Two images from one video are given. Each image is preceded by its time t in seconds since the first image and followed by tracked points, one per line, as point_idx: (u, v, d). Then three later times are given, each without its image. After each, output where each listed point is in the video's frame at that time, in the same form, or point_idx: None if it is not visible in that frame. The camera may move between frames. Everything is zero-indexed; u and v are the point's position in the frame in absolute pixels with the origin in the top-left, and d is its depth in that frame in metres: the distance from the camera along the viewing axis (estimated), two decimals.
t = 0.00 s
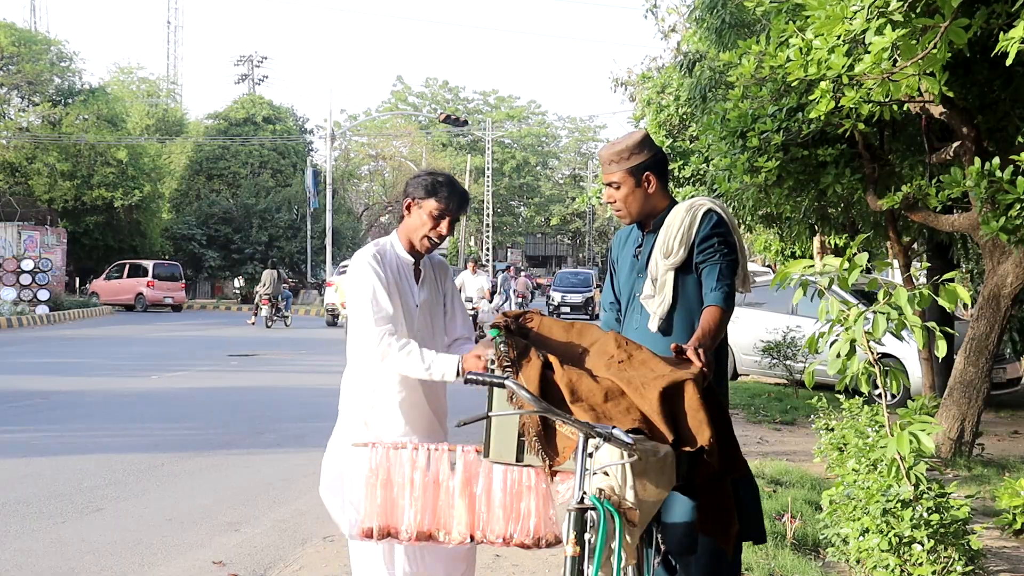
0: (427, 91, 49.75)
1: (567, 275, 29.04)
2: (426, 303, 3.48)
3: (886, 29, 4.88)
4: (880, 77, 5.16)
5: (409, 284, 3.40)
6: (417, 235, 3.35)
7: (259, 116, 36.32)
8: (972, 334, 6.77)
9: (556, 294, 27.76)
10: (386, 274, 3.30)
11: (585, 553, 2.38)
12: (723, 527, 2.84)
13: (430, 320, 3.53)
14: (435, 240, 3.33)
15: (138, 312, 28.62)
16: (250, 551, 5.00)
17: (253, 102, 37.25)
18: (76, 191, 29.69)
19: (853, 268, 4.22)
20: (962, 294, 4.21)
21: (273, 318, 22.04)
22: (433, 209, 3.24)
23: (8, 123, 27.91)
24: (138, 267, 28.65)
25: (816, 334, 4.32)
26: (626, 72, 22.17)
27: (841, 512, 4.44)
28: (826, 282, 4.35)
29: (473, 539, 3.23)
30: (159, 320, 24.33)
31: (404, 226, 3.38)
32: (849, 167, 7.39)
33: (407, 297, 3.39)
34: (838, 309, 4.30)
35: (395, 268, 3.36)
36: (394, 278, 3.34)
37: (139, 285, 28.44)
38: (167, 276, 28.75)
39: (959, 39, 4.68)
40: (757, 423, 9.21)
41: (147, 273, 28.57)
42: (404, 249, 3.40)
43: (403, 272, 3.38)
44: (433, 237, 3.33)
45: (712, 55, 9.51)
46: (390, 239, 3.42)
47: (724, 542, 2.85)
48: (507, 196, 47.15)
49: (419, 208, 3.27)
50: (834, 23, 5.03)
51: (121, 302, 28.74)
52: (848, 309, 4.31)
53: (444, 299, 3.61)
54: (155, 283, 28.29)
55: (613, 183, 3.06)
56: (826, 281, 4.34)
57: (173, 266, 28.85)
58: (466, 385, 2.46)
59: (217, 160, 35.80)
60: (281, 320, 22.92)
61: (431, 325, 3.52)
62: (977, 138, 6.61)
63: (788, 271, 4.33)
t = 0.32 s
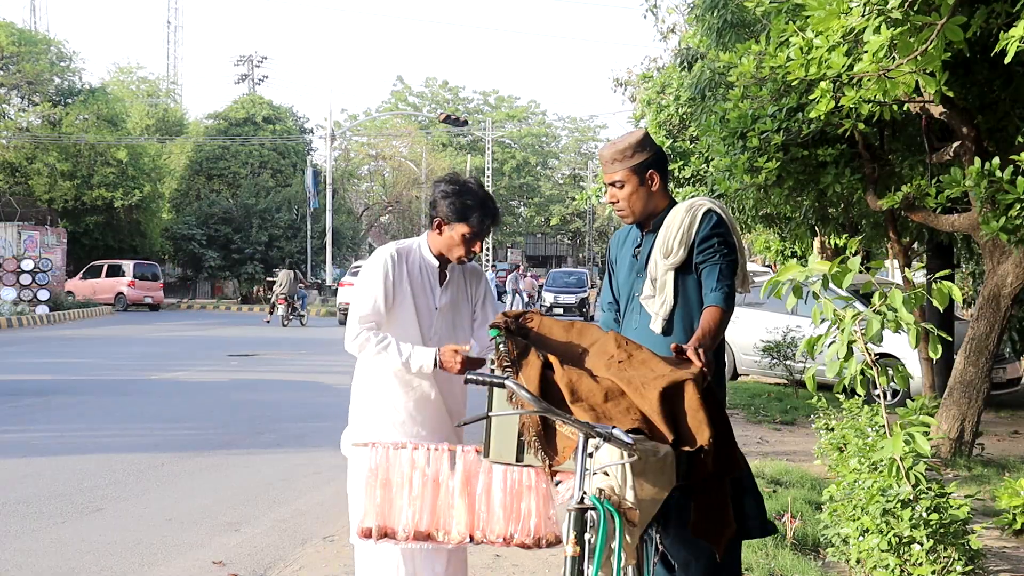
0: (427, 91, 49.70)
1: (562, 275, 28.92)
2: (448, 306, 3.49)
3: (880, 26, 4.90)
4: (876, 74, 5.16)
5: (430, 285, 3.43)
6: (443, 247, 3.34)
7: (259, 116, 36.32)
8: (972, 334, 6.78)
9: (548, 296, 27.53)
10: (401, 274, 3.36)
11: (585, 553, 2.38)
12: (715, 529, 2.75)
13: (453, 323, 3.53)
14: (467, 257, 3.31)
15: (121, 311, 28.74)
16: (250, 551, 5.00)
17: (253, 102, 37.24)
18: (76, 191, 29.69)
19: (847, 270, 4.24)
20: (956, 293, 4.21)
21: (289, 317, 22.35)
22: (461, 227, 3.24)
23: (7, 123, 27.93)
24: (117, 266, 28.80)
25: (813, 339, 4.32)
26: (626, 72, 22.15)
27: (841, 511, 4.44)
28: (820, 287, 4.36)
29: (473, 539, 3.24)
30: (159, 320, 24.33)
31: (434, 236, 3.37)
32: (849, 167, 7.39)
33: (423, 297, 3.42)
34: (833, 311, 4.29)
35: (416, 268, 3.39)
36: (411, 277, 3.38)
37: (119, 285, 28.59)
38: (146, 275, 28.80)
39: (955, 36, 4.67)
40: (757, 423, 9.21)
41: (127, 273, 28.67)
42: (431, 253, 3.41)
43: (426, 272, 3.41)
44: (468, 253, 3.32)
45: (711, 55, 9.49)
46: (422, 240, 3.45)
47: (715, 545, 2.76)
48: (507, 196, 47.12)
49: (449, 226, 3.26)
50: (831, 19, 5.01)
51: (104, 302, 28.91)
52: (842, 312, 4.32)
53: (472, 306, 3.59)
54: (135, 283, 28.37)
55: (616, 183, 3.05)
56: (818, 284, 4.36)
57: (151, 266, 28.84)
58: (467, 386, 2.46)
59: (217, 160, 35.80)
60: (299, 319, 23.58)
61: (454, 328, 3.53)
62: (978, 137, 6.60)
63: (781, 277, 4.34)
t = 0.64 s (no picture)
0: (427, 91, 49.68)
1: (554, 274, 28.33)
2: (472, 301, 3.47)
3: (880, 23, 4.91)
4: (876, 76, 5.16)
5: (450, 284, 3.42)
6: (456, 233, 3.38)
7: (259, 116, 36.33)
8: (972, 334, 6.77)
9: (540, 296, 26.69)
10: (425, 274, 3.36)
11: (585, 553, 2.38)
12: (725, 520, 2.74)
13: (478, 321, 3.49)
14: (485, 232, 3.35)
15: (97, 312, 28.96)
16: (250, 551, 5.00)
17: (254, 102, 37.24)
18: (76, 191, 29.64)
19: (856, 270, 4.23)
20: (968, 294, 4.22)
21: (306, 316, 22.75)
22: (464, 204, 3.29)
23: (8, 123, 27.94)
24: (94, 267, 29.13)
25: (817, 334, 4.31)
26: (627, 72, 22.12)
27: (841, 512, 4.44)
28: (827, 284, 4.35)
29: (473, 539, 3.23)
30: (159, 320, 24.33)
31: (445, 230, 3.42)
32: (849, 167, 7.40)
33: (445, 296, 3.40)
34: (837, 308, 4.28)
35: (434, 267, 3.39)
36: (434, 276, 3.38)
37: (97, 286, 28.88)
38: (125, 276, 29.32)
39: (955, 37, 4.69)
40: (757, 423, 9.21)
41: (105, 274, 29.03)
42: (448, 249, 3.43)
43: (446, 272, 3.42)
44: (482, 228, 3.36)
45: (711, 54, 9.50)
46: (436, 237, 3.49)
47: (722, 537, 2.75)
48: (508, 196, 47.08)
49: (453, 206, 3.31)
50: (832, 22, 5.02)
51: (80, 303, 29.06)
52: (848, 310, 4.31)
53: (495, 302, 3.58)
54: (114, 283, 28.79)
55: (616, 183, 3.05)
56: (824, 280, 4.36)
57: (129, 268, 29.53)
58: (467, 385, 2.46)
59: (217, 160, 35.82)
60: (315, 319, 23.93)
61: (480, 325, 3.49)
62: (977, 138, 6.59)
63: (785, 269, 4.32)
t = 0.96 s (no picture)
0: (427, 91, 49.63)
1: (546, 273, 28.02)
2: (475, 295, 3.44)
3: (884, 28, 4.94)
4: (888, 87, 5.16)
5: (451, 280, 3.41)
6: (443, 227, 3.43)
7: (259, 116, 36.36)
8: (972, 334, 6.78)
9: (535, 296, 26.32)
10: (419, 277, 3.34)
11: (585, 553, 2.38)
12: (720, 525, 2.74)
13: (486, 312, 3.46)
14: (471, 213, 3.42)
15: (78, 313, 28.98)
16: (250, 551, 5.00)
17: (254, 102, 37.29)
18: (76, 191, 29.67)
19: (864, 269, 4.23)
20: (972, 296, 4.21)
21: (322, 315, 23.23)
22: (445, 190, 3.39)
23: (8, 123, 27.95)
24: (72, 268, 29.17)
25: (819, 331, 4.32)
26: (627, 71, 22.12)
27: (841, 512, 4.43)
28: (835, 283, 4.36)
29: (473, 539, 3.23)
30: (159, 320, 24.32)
31: (432, 233, 3.47)
32: (849, 167, 7.40)
33: (445, 295, 3.38)
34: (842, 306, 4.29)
35: (430, 269, 3.39)
36: (431, 279, 3.37)
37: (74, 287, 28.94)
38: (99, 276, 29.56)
39: (965, 43, 4.66)
40: (757, 423, 9.22)
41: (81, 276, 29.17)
42: (439, 247, 3.44)
43: (443, 271, 3.41)
44: (468, 210, 3.43)
45: (712, 54, 9.49)
46: (426, 242, 3.51)
47: (719, 542, 2.75)
48: (508, 196, 47.09)
49: (435, 197, 3.40)
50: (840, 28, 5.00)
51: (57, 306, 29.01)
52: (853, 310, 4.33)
53: (498, 292, 3.57)
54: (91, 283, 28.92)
55: (615, 181, 3.06)
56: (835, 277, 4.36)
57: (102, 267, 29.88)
58: (467, 385, 2.46)
59: (217, 160, 35.82)
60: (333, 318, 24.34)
61: (489, 315, 3.47)
62: (978, 137, 6.56)
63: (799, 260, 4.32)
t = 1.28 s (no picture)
0: (427, 91, 49.59)
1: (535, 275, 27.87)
2: (476, 296, 3.44)
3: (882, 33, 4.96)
4: (881, 86, 5.21)
5: (451, 282, 3.41)
6: (444, 229, 3.43)
7: (259, 116, 36.35)
8: (972, 334, 6.79)
9: (524, 296, 26.17)
10: (419, 279, 3.34)
11: (585, 553, 2.38)
12: (717, 526, 2.74)
13: (486, 315, 3.46)
14: (471, 216, 3.43)
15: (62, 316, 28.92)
16: (250, 551, 5.00)
17: (254, 102, 37.29)
18: (76, 191, 29.65)
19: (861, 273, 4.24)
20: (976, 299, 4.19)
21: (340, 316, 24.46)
22: (446, 193, 3.39)
23: (8, 123, 27.91)
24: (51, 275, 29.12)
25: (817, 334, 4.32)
26: (627, 71, 22.10)
27: (841, 511, 4.43)
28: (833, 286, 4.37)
29: (473, 539, 3.23)
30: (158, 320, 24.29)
31: (432, 235, 3.47)
32: (849, 167, 7.40)
33: (445, 297, 3.38)
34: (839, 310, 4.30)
35: (430, 271, 3.39)
36: (431, 281, 3.37)
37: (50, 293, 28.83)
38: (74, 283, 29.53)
39: (960, 45, 4.73)
40: (757, 423, 9.21)
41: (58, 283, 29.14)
42: (439, 250, 3.44)
43: (443, 273, 3.41)
44: (468, 213, 3.43)
45: (712, 54, 9.50)
46: (426, 243, 3.50)
47: (716, 543, 2.76)
48: (508, 196, 47.08)
49: (436, 200, 3.40)
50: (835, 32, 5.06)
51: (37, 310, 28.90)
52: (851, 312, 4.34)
53: (498, 295, 3.57)
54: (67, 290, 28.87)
55: (614, 176, 3.08)
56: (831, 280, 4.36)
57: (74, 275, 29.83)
58: (467, 384, 2.46)
59: (217, 160, 35.82)
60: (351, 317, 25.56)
61: (489, 317, 3.47)
62: (978, 137, 6.56)
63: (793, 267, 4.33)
